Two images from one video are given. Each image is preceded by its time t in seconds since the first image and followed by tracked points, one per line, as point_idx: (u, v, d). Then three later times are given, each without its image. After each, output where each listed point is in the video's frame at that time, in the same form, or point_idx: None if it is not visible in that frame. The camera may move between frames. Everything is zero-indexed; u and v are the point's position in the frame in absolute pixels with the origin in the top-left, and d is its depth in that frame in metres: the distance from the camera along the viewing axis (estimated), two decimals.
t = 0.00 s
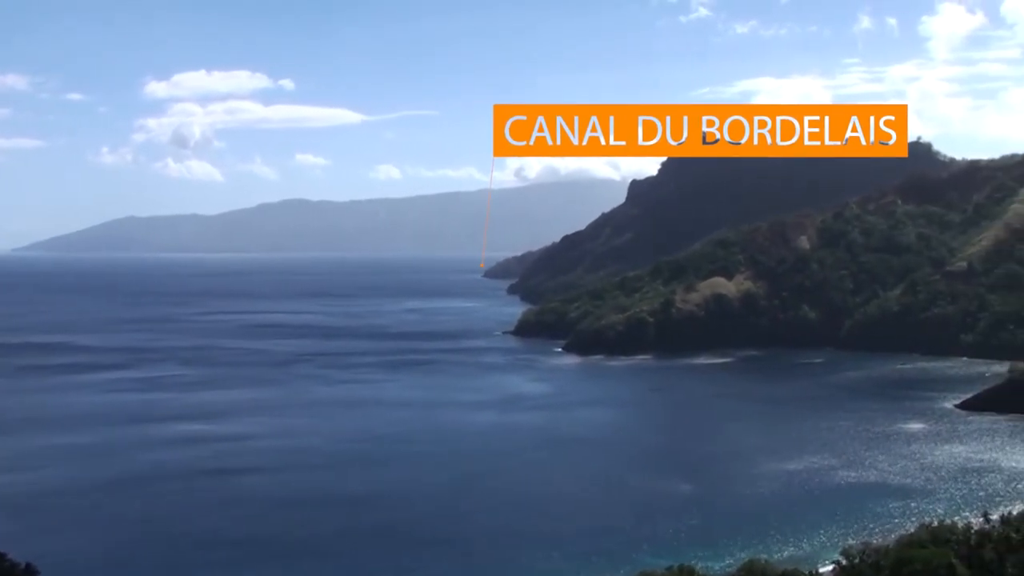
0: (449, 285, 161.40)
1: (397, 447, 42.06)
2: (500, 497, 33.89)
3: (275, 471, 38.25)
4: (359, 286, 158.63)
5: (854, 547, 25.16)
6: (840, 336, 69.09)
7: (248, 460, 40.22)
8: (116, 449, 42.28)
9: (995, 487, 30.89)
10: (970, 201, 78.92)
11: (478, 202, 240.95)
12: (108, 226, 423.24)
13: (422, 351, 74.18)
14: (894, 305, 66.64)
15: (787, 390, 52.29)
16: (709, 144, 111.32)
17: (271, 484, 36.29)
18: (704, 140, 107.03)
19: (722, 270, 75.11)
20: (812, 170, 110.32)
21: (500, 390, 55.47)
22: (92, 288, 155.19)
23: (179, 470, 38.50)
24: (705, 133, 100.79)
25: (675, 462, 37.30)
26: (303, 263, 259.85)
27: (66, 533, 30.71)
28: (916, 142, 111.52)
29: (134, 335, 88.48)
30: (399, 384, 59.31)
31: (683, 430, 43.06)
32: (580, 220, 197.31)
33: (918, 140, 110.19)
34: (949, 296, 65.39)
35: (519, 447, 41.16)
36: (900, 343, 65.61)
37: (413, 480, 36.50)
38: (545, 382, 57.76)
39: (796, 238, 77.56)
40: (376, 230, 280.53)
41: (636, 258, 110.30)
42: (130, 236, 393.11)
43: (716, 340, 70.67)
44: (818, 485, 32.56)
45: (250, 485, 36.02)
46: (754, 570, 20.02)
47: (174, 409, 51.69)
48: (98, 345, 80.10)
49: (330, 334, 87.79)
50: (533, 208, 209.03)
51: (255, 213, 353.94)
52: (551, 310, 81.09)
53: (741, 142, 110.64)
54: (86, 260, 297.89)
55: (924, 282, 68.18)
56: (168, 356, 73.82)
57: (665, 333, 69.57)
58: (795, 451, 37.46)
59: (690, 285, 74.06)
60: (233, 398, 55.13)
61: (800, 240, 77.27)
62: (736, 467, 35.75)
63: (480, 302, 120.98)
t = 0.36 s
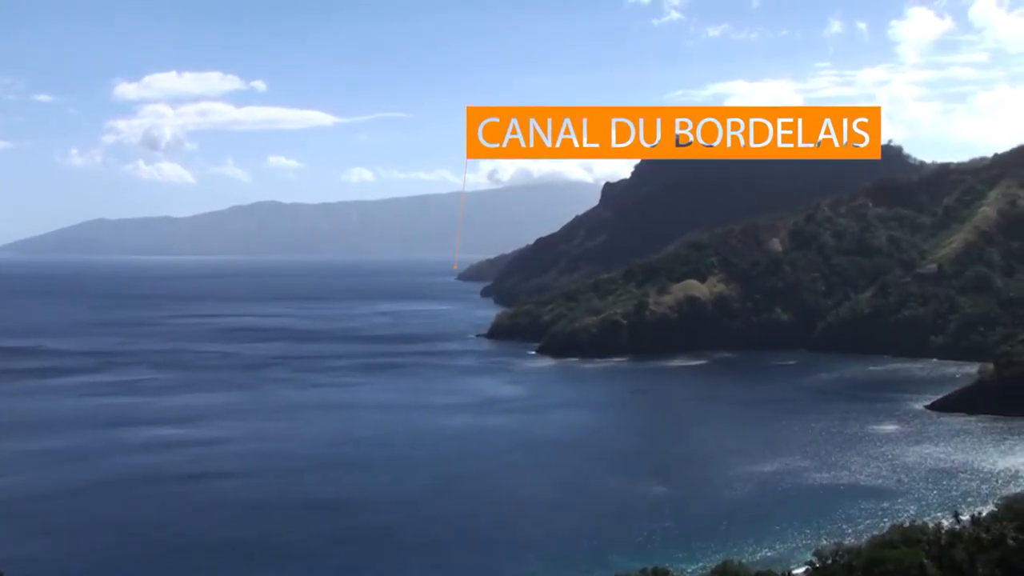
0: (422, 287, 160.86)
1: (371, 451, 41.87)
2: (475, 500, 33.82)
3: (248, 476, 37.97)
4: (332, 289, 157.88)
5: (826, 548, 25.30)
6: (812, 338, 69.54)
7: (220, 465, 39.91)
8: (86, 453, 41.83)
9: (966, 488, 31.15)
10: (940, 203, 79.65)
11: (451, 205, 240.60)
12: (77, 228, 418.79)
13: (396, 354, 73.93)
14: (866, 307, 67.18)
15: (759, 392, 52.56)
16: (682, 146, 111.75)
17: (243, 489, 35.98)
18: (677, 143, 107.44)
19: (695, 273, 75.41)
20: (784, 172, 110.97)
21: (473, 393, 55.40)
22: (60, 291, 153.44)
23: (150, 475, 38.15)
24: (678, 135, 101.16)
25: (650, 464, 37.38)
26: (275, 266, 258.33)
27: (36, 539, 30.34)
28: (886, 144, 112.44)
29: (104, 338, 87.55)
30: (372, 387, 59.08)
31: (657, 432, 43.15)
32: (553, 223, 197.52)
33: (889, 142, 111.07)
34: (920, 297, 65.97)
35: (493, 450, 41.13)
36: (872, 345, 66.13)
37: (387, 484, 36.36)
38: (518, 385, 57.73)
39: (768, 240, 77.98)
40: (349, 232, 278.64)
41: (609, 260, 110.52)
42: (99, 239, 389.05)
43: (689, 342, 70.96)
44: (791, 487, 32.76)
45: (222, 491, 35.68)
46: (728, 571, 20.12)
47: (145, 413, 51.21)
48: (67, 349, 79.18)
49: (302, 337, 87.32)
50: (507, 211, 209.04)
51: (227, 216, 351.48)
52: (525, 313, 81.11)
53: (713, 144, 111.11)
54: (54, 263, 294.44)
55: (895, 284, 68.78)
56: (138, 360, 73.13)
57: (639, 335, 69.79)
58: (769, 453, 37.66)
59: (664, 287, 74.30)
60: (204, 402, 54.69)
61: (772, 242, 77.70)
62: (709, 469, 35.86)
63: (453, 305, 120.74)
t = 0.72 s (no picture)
0: (393, 290, 160.27)
1: (342, 454, 41.64)
2: (448, 503, 33.74)
3: (218, 480, 37.65)
4: (302, 291, 156.96)
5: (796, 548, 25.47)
6: (782, 339, 70.03)
7: (190, 469, 39.57)
8: (53, 458, 41.30)
9: (935, 488, 31.50)
10: (907, 206, 80.45)
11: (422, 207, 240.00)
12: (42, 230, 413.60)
13: (367, 357, 73.60)
14: (835, 309, 67.74)
15: (730, 393, 52.81)
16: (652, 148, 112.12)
17: (213, 493, 35.62)
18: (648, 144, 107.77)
19: (666, 275, 75.70)
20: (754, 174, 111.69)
21: (445, 395, 55.27)
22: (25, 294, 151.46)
23: (119, 479, 37.74)
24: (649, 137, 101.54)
25: (622, 466, 37.47)
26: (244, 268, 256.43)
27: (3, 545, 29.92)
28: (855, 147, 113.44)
29: (70, 342, 86.48)
30: (343, 390, 58.78)
31: (629, 434, 43.24)
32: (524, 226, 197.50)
33: (857, 145, 112.08)
34: (888, 299, 66.65)
35: (466, 452, 41.04)
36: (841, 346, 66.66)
37: (359, 487, 36.20)
38: (490, 388, 57.65)
39: (738, 242, 78.38)
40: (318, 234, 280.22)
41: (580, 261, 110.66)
42: (65, 241, 384.49)
43: (660, 344, 71.22)
44: (762, 488, 32.96)
45: (192, 496, 35.30)
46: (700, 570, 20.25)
47: (113, 417, 50.66)
48: (32, 353, 78.16)
49: (273, 340, 86.72)
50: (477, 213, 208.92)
51: (195, 218, 348.50)
52: (496, 315, 81.05)
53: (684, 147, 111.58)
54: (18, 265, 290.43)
55: (864, 285, 69.43)
56: (106, 363, 72.31)
57: (610, 337, 70.01)
58: (740, 454, 37.87)
59: (635, 289, 74.54)
60: (173, 406, 54.19)
61: (742, 244, 78.10)
62: (681, 470, 35.99)
63: (424, 307, 120.44)
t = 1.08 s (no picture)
0: (363, 291, 159.45)
1: (312, 457, 41.34)
2: (420, 505, 33.58)
3: (187, 483, 37.28)
4: (271, 292, 155.81)
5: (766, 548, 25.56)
6: (753, 340, 70.41)
7: (158, 472, 39.14)
8: (17, 462, 40.70)
9: (904, 488, 31.74)
10: (876, 207, 81.06)
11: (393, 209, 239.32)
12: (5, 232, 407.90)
13: (338, 359, 73.18)
14: (805, 310, 68.20)
15: (700, 394, 53.03)
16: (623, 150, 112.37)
17: (182, 497, 35.18)
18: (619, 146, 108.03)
19: (637, 276, 75.84)
20: (726, 176, 112.22)
21: (415, 397, 55.07)
22: None
23: (86, 483, 37.27)
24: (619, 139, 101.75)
25: (594, 467, 37.45)
26: (213, 270, 254.05)
27: None
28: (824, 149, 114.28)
29: (35, 344, 85.28)
30: (314, 392, 58.41)
31: (601, 435, 43.24)
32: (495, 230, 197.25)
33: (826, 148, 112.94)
34: (858, 300, 67.16)
35: (437, 454, 40.91)
36: (810, 347, 67.11)
37: (331, 489, 35.98)
38: (461, 389, 57.49)
39: (709, 243, 78.65)
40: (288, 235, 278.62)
41: (551, 262, 110.71)
42: (29, 243, 379.66)
43: (631, 345, 71.39)
44: (733, 489, 33.05)
45: (162, 499, 34.85)
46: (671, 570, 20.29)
47: (80, 420, 50.01)
48: None
49: (241, 342, 85.99)
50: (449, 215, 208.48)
51: (163, 220, 345.29)
52: (467, 316, 80.90)
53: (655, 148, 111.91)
54: None
55: (834, 286, 69.90)
56: (73, 366, 71.37)
57: (581, 338, 70.12)
58: (711, 455, 37.99)
59: (606, 290, 74.64)
60: (141, 408, 53.63)
61: (712, 245, 78.40)
62: (654, 471, 36.04)
63: (395, 309, 119.94)
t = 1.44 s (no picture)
0: (332, 292, 158.54)
1: (282, 459, 41.05)
2: (392, 506, 33.44)
3: (155, 486, 36.90)
4: (240, 293, 154.70)
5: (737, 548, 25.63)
6: (723, 340, 70.75)
7: (126, 475, 38.72)
8: None
9: (874, 487, 31.93)
10: (845, 207, 81.67)
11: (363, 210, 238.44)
12: None
13: (308, 360, 72.75)
14: (775, 310, 68.60)
15: (671, 394, 53.20)
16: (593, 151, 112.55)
17: (150, 501, 34.74)
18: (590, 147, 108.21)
19: (607, 277, 75.99)
20: (696, 176, 112.71)
21: (386, 399, 54.84)
22: None
23: (52, 486, 36.80)
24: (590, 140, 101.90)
25: (566, 468, 37.45)
26: (180, 271, 251.63)
27: None
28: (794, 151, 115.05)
29: None
30: (283, 394, 58.02)
31: (573, 436, 43.24)
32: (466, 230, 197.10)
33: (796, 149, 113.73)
34: (827, 300, 67.60)
35: (409, 456, 40.77)
36: (779, 348, 67.54)
37: (301, 492, 35.74)
38: (432, 390, 57.32)
39: (679, 244, 78.93)
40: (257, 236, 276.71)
41: (521, 263, 110.69)
42: None
43: (602, 345, 71.53)
44: (704, 489, 33.14)
45: (130, 503, 34.42)
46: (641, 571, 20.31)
47: (46, 423, 49.36)
48: None
49: (210, 344, 85.24)
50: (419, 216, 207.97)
51: (129, 220, 341.81)
52: (438, 317, 80.70)
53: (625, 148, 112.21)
54: None
55: (803, 287, 70.36)
56: (38, 368, 70.43)
57: (551, 339, 70.19)
58: (683, 455, 38.09)
59: (576, 291, 74.72)
60: (108, 411, 53.03)
61: (683, 246, 78.69)
62: (626, 472, 36.08)
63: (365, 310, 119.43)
